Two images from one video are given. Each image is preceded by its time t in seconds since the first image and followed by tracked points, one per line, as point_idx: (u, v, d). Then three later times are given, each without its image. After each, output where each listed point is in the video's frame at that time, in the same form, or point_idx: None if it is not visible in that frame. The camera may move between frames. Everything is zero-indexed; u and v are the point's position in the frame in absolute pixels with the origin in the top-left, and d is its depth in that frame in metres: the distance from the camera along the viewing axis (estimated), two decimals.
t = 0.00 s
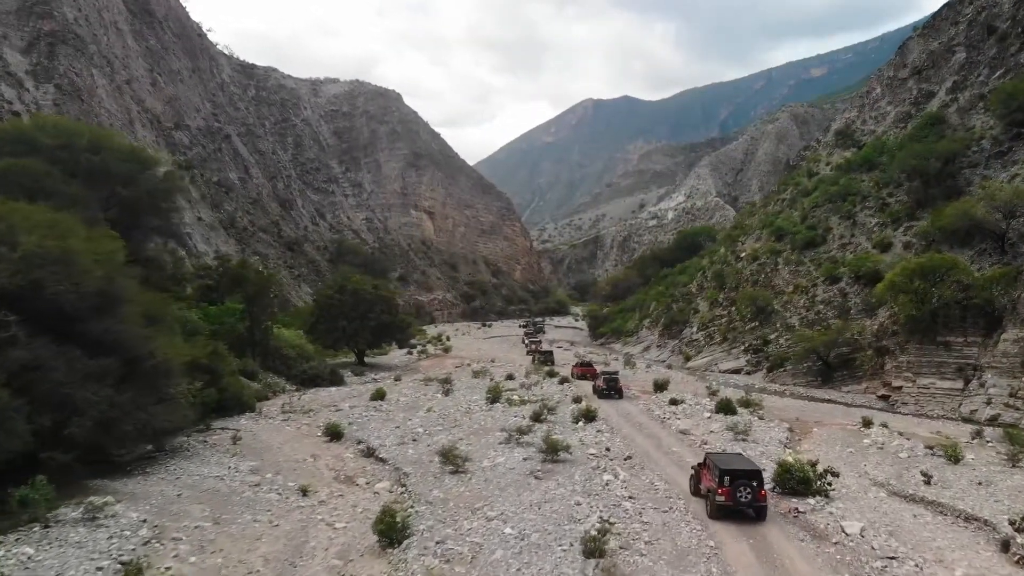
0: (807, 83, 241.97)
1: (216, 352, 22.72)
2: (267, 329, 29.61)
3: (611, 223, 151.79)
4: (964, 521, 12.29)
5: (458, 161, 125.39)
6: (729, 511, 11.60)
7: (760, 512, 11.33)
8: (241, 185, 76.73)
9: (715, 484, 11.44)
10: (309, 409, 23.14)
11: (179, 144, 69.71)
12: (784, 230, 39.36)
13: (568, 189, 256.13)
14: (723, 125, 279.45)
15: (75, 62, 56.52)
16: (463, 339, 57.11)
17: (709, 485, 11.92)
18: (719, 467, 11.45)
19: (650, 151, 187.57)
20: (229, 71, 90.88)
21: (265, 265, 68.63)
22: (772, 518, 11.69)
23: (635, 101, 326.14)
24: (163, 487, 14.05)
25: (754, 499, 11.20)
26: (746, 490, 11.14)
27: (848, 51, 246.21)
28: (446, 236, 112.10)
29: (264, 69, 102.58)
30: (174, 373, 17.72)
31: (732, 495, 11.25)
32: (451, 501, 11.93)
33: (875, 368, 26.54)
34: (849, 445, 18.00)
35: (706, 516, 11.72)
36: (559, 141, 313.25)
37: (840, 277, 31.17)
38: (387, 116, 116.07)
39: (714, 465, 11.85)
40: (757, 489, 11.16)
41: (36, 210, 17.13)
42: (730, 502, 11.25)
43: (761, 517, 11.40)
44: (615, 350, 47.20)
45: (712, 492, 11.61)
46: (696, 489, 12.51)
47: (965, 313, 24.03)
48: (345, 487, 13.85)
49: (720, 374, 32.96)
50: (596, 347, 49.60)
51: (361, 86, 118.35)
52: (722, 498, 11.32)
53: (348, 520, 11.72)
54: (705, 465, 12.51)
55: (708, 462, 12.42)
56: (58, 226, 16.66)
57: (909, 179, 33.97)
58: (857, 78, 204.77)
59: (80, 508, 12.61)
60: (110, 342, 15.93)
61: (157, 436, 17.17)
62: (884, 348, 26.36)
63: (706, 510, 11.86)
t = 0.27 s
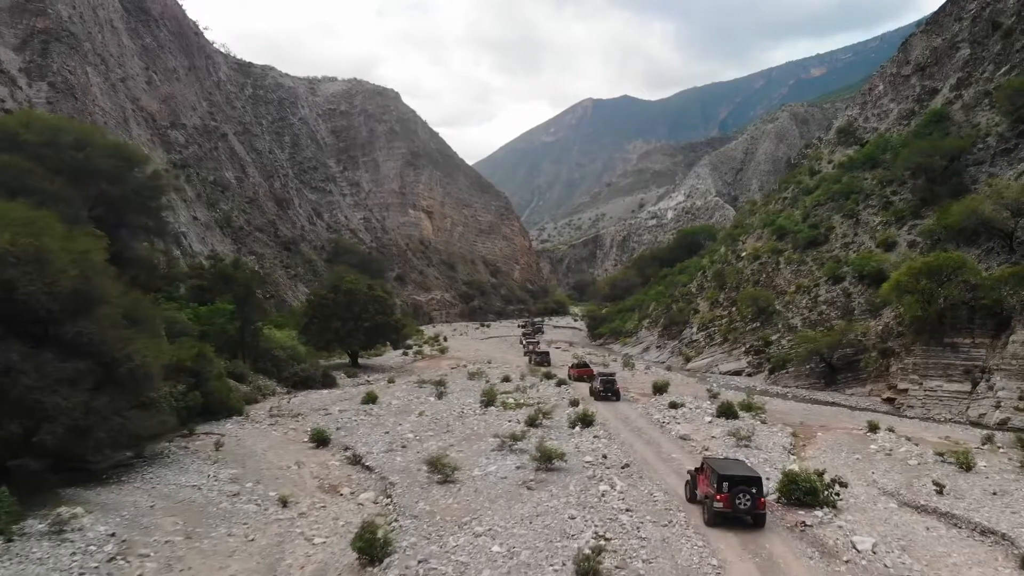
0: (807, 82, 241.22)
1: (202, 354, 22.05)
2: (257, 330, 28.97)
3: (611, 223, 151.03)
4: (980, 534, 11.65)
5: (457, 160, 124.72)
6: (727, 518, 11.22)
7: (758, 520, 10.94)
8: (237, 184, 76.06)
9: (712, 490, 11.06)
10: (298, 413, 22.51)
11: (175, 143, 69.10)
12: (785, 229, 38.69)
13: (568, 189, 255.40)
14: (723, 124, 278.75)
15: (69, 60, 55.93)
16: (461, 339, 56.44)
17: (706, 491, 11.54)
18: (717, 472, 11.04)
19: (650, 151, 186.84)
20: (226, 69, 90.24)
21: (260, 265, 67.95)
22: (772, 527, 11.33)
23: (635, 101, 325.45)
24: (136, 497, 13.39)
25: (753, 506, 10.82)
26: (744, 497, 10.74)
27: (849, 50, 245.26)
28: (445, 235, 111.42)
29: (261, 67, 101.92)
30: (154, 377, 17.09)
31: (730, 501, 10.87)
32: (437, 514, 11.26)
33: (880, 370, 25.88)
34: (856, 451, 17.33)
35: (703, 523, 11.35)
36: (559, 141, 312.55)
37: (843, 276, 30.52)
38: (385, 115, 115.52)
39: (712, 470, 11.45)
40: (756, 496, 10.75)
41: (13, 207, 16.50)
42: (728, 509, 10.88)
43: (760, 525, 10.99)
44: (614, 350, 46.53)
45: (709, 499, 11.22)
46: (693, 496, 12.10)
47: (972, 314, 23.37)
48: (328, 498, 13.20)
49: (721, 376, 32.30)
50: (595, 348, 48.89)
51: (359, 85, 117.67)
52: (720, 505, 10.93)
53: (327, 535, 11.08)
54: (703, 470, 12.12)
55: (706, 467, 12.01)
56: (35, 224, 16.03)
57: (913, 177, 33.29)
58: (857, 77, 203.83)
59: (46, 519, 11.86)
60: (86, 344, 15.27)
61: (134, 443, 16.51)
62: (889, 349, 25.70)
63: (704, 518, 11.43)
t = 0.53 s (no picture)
0: (807, 83, 240.52)
1: (186, 357, 21.40)
2: (247, 331, 28.30)
3: (610, 223, 150.29)
4: (998, 549, 11.00)
5: (455, 160, 124.05)
6: (727, 527, 10.69)
7: (758, 528, 10.41)
8: (233, 184, 75.38)
9: (710, 498, 10.52)
10: (286, 417, 21.87)
11: (170, 142, 68.47)
12: (787, 229, 38.04)
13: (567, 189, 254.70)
14: (723, 124, 278.01)
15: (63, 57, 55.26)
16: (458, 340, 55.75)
17: (704, 499, 11.02)
18: (715, 480, 10.43)
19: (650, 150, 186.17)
20: (223, 68, 89.57)
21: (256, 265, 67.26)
22: (772, 533, 10.82)
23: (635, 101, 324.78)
24: (108, 509, 12.71)
25: (753, 515, 10.27)
26: (743, 506, 10.20)
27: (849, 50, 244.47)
28: (443, 235, 110.73)
29: (258, 66, 101.25)
30: (134, 382, 16.44)
31: (729, 510, 10.35)
32: (422, 530, 10.58)
33: (886, 372, 25.20)
34: (863, 458, 16.64)
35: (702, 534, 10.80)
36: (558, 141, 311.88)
37: (847, 276, 29.86)
38: (383, 114, 114.99)
39: (709, 477, 10.90)
40: (755, 504, 10.21)
41: None
42: (727, 518, 10.36)
43: (759, 534, 10.47)
44: (613, 351, 45.86)
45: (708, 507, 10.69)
46: (691, 503, 11.60)
47: (981, 315, 22.67)
48: (311, 510, 12.54)
49: (722, 378, 31.64)
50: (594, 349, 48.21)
51: (357, 84, 116.98)
52: (718, 514, 10.42)
53: (305, 552, 10.42)
54: (700, 475, 11.59)
55: (703, 473, 11.47)
56: (10, 221, 15.34)
57: (918, 175, 32.61)
58: (857, 76, 202.99)
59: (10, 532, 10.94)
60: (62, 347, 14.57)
61: (110, 450, 15.82)
62: (895, 351, 25.03)
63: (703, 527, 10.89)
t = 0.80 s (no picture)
0: (807, 83, 239.72)
1: (170, 361, 20.72)
2: (236, 333, 27.64)
3: (610, 223, 149.58)
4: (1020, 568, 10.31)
5: (454, 159, 123.34)
6: (725, 536, 10.30)
7: (758, 537, 10.08)
8: (230, 183, 74.67)
9: (708, 506, 10.12)
10: (275, 421, 21.24)
11: (165, 141, 67.71)
12: (789, 228, 37.38)
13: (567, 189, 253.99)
14: (723, 124, 277.34)
15: (57, 55, 54.50)
16: (455, 341, 55.09)
17: (701, 506, 10.63)
18: (714, 486, 10.07)
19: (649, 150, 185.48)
20: (220, 67, 88.80)
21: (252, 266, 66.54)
22: (771, 543, 10.40)
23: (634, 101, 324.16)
24: (77, 521, 12.03)
25: (752, 523, 9.93)
26: (743, 514, 9.86)
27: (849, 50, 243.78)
28: (442, 235, 110.01)
29: (256, 65, 100.46)
30: (112, 387, 15.72)
31: (728, 518, 9.98)
32: (406, 547, 9.92)
33: (892, 375, 24.53)
34: (872, 466, 15.99)
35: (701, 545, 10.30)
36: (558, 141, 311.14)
37: (851, 276, 29.21)
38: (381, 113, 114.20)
39: (706, 483, 10.51)
40: (755, 511, 9.89)
41: None
42: (726, 526, 9.97)
43: (758, 543, 10.15)
44: (612, 353, 45.18)
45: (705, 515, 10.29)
46: (686, 511, 11.18)
47: (990, 315, 22.05)
48: (292, 523, 11.88)
49: (723, 380, 30.97)
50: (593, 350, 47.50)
51: (355, 83, 116.20)
52: (716, 522, 10.02)
53: (280, 573, 9.74)
54: (694, 482, 11.21)
55: (699, 479, 11.08)
56: None
57: (923, 173, 31.92)
58: (857, 76, 202.19)
59: None
60: (34, 350, 13.85)
61: (86, 457, 15.14)
62: (901, 354, 24.34)
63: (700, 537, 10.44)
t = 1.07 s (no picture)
0: (807, 82, 238.97)
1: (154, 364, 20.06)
2: (225, 334, 26.94)
3: (609, 223, 148.90)
4: None
5: (452, 159, 122.63)
6: (725, 546, 9.81)
7: (759, 548, 9.57)
8: (226, 182, 73.95)
9: (708, 514, 9.63)
10: (262, 425, 20.59)
11: (161, 140, 66.97)
12: (791, 226, 36.68)
13: (566, 189, 253.31)
14: (722, 124, 276.80)
15: (50, 53, 53.74)
16: (453, 341, 54.39)
17: (701, 515, 10.13)
18: (715, 493, 9.62)
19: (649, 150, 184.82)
20: (217, 65, 88.06)
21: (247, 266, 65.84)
22: (773, 556, 9.86)
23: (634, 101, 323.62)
24: (43, 536, 11.32)
25: (753, 533, 9.43)
26: (744, 523, 9.35)
27: (848, 49, 243.23)
28: (440, 234, 109.31)
29: (253, 63, 99.71)
30: (88, 392, 15.01)
31: (728, 528, 9.47)
32: (390, 568, 9.22)
33: (899, 378, 23.85)
34: (883, 474, 15.35)
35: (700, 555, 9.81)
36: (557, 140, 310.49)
37: (856, 276, 28.55)
38: (378, 112, 113.52)
39: (706, 491, 10.01)
40: (757, 521, 9.39)
41: None
42: (726, 536, 9.46)
43: (759, 555, 9.63)
44: (612, 354, 44.49)
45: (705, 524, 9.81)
46: (685, 519, 10.74)
47: (1001, 317, 21.53)
48: (272, 538, 11.21)
49: (725, 382, 30.29)
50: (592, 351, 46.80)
51: (353, 82, 115.45)
52: (716, 531, 9.52)
53: None
54: (695, 490, 10.73)
55: (700, 488, 10.64)
56: None
57: (929, 170, 31.26)
58: (857, 76, 201.70)
59: None
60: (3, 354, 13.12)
61: (58, 466, 14.41)
62: (908, 356, 23.68)
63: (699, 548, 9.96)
